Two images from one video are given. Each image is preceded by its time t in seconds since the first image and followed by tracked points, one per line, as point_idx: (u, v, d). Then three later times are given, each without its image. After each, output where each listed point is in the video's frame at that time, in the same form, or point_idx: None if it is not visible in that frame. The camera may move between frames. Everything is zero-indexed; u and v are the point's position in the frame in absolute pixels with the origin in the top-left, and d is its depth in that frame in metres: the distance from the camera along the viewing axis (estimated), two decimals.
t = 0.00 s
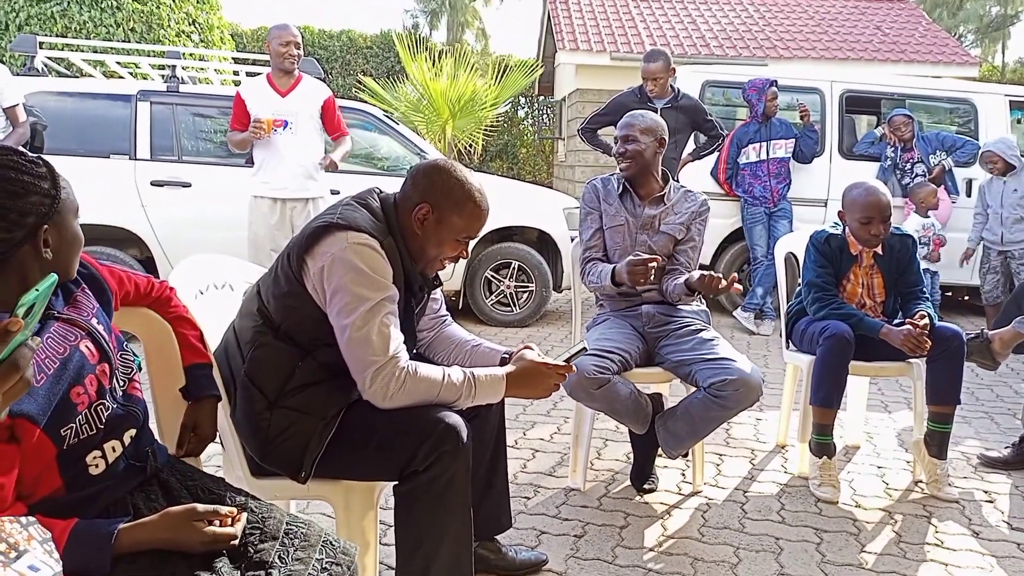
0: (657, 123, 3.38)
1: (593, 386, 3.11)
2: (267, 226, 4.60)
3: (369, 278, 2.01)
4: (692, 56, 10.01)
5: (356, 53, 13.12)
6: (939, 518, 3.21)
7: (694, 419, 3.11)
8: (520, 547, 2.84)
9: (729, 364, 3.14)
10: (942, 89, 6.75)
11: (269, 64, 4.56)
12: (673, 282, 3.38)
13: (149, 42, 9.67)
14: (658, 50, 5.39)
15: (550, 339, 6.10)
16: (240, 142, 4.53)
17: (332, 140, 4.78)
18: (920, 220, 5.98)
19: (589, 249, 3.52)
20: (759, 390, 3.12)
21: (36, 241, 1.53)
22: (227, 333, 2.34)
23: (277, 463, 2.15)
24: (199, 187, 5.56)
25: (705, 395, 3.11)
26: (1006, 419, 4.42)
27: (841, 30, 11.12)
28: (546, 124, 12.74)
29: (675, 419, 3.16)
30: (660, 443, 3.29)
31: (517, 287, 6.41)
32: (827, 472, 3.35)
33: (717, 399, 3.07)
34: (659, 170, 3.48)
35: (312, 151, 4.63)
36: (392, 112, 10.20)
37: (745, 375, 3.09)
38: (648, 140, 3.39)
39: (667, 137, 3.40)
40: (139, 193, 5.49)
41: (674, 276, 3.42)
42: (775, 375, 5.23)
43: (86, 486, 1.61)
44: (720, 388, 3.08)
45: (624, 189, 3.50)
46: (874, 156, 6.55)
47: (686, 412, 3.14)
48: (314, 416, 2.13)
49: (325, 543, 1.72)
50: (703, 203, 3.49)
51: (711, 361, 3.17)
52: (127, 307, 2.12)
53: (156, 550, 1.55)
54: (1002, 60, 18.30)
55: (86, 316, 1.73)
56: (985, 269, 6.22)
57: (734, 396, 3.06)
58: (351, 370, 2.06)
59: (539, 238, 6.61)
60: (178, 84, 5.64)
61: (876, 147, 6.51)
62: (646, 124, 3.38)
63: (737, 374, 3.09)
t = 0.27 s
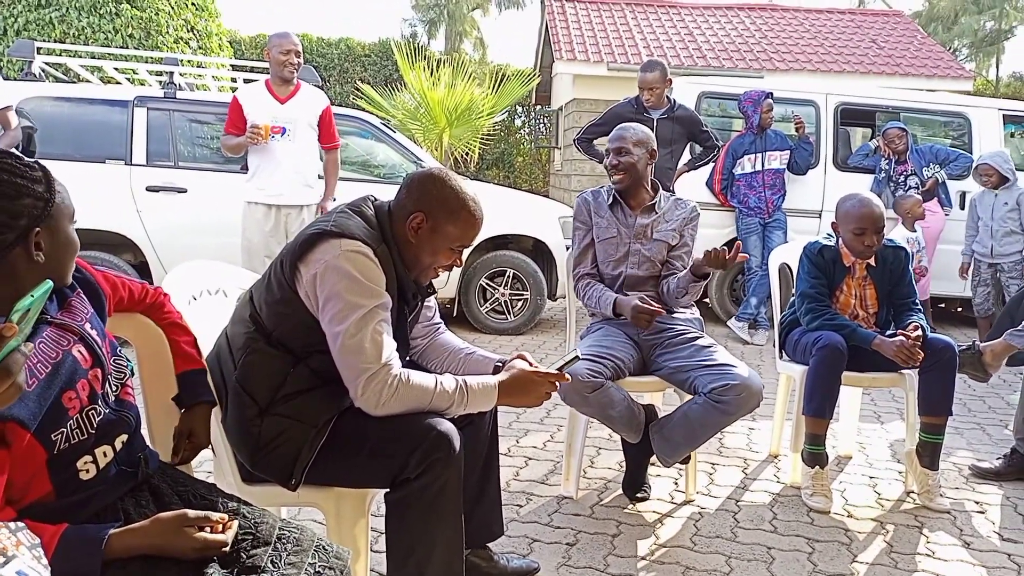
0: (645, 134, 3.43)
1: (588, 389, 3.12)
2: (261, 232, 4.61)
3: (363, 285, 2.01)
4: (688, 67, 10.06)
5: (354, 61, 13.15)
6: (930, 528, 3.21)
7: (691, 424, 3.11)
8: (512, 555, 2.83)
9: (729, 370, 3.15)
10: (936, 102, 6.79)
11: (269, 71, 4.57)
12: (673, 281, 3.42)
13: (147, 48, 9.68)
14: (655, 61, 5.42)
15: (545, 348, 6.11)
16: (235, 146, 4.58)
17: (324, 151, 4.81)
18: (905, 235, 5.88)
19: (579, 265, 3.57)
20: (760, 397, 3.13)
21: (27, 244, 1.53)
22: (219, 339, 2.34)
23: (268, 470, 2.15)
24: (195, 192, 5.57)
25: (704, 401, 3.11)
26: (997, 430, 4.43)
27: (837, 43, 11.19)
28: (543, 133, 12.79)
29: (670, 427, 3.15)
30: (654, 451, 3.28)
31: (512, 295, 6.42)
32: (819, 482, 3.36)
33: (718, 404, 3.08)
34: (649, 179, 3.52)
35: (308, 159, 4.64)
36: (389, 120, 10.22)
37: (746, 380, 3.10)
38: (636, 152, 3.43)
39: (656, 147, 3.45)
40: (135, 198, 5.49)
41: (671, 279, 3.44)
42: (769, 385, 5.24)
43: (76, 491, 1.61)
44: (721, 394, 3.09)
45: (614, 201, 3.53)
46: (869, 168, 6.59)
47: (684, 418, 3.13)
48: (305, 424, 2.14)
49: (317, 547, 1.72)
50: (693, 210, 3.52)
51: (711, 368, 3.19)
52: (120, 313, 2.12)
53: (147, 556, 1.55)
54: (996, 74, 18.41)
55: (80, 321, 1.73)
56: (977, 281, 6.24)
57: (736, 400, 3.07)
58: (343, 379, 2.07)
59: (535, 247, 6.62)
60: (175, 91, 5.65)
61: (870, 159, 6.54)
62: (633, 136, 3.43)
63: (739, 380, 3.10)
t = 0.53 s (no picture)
0: (633, 129, 3.39)
1: (579, 385, 3.13)
2: (261, 225, 4.59)
3: (363, 277, 2.00)
4: (688, 59, 10.03)
5: (352, 54, 13.10)
6: (933, 519, 3.21)
7: (691, 417, 3.11)
8: (515, 547, 2.83)
9: (730, 363, 3.15)
10: (937, 94, 6.76)
11: (267, 63, 4.54)
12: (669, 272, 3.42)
13: (144, 41, 9.65)
14: (656, 51, 5.41)
15: (545, 341, 6.10)
16: (233, 138, 4.54)
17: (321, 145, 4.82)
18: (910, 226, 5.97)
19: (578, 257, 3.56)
20: (760, 389, 3.13)
21: (16, 231, 1.52)
22: (221, 331, 2.33)
23: (270, 463, 2.14)
24: (194, 186, 5.55)
25: (704, 394, 3.11)
26: (999, 421, 4.43)
27: (837, 35, 11.16)
28: (542, 126, 12.76)
29: (671, 419, 3.15)
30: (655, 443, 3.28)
31: (512, 288, 6.41)
32: (821, 473, 3.35)
33: (719, 397, 3.08)
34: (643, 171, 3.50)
35: (304, 151, 4.62)
36: (388, 113, 10.19)
37: (746, 373, 3.10)
38: (627, 145, 3.41)
39: (647, 141, 3.41)
40: (134, 192, 5.47)
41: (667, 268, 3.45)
42: (770, 377, 5.23)
43: (78, 478, 1.60)
44: (722, 387, 3.08)
45: (610, 194, 3.51)
46: (869, 160, 6.58)
47: (684, 412, 3.13)
48: (307, 415, 2.12)
49: (321, 537, 1.73)
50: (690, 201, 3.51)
51: (711, 360, 3.18)
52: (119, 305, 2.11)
53: (150, 547, 1.54)
54: (996, 66, 18.37)
55: (83, 309, 1.72)
56: (977, 273, 6.24)
57: (736, 393, 3.07)
58: (345, 371, 2.06)
59: (535, 240, 6.61)
60: (174, 84, 5.63)
61: (871, 151, 6.53)
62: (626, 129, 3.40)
63: (740, 373, 3.09)
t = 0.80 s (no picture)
0: (636, 128, 3.34)
1: (582, 382, 3.12)
2: (264, 224, 4.59)
3: (367, 276, 2.00)
4: (691, 59, 10.02)
5: (355, 53, 13.11)
6: (936, 519, 3.21)
7: (694, 417, 3.11)
8: (517, 547, 2.83)
9: (732, 363, 3.14)
10: (941, 93, 6.75)
11: (263, 63, 4.55)
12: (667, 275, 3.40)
13: (148, 40, 9.66)
14: (660, 50, 5.42)
15: (548, 340, 6.10)
16: (231, 139, 4.54)
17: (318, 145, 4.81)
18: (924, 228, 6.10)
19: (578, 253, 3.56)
20: (763, 389, 3.12)
21: (18, 225, 1.53)
22: (224, 330, 2.33)
23: (274, 462, 2.15)
24: (197, 185, 5.55)
25: (706, 394, 3.11)
26: (1002, 421, 4.43)
27: (840, 34, 11.15)
28: (545, 126, 12.76)
29: (674, 419, 3.15)
30: (658, 443, 3.28)
31: (514, 288, 6.41)
32: (823, 473, 3.35)
33: (722, 397, 3.07)
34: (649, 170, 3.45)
35: (304, 150, 4.64)
36: (390, 113, 10.19)
37: (749, 374, 3.09)
38: (625, 146, 3.36)
39: (647, 142, 3.35)
40: (137, 191, 5.48)
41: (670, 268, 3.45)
42: (772, 377, 5.23)
43: (80, 471, 1.60)
44: (723, 387, 3.08)
45: (615, 193, 3.50)
46: (872, 159, 6.58)
47: (687, 412, 3.13)
48: (310, 414, 2.13)
49: (322, 535, 1.74)
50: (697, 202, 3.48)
51: (715, 360, 3.18)
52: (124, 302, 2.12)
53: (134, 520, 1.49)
54: (999, 66, 18.34)
55: (90, 304, 1.73)
56: (981, 273, 6.22)
57: (738, 393, 3.06)
58: (348, 369, 2.06)
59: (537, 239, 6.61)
60: (177, 83, 5.63)
61: (874, 150, 6.53)
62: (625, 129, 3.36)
63: (741, 373, 3.09)
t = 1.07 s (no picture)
0: (637, 119, 3.33)
1: (585, 369, 3.12)
2: (258, 214, 4.57)
3: (363, 266, 1.99)
4: (687, 52, 10.01)
5: (349, 44, 13.05)
6: (929, 513, 3.22)
7: (691, 411, 3.11)
8: (513, 538, 2.83)
9: (731, 360, 3.13)
10: (935, 89, 6.76)
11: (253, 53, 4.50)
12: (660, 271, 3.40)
13: (141, 28, 9.60)
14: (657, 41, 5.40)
15: (542, 333, 6.09)
16: (225, 133, 4.48)
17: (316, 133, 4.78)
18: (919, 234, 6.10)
19: (571, 241, 3.56)
20: (760, 386, 3.12)
21: (3, 209, 1.52)
22: (218, 319, 2.32)
23: (270, 452, 2.13)
24: (190, 174, 5.52)
25: (704, 390, 3.11)
26: (995, 416, 4.45)
27: (835, 29, 11.15)
28: (539, 118, 12.73)
29: (671, 413, 3.15)
30: (654, 435, 3.28)
31: (509, 280, 6.40)
32: (818, 466, 3.36)
33: (719, 393, 3.07)
34: (648, 160, 3.43)
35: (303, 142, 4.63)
36: (385, 104, 10.16)
37: (746, 369, 3.09)
38: (622, 135, 3.36)
39: (645, 133, 3.34)
40: (130, 180, 5.44)
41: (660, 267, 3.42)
42: (766, 371, 5.24)
43: (73, 461, 1.59)
44: (722, 383, 3.08)
45: (611, 183, 3.50)
46: (867, 154, 6.58)
47: (683, 406, 3.13)
48: (308, 403, 2.12)
49: (310, 528, 1.73)
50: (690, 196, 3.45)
51: (714, 355, 3.17)
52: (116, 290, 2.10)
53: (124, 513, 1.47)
54: (993, 62, 18.41)
55: (80, 291, 1.70)
56: (974, 269, 6.24)
57: (736, 390, 3.07)
58: (344, 360, 2.05)
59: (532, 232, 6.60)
60: (170, 71, 5.59)
61: (869, 145, 6.52)
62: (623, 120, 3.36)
63: (740, 369, 3.09)
